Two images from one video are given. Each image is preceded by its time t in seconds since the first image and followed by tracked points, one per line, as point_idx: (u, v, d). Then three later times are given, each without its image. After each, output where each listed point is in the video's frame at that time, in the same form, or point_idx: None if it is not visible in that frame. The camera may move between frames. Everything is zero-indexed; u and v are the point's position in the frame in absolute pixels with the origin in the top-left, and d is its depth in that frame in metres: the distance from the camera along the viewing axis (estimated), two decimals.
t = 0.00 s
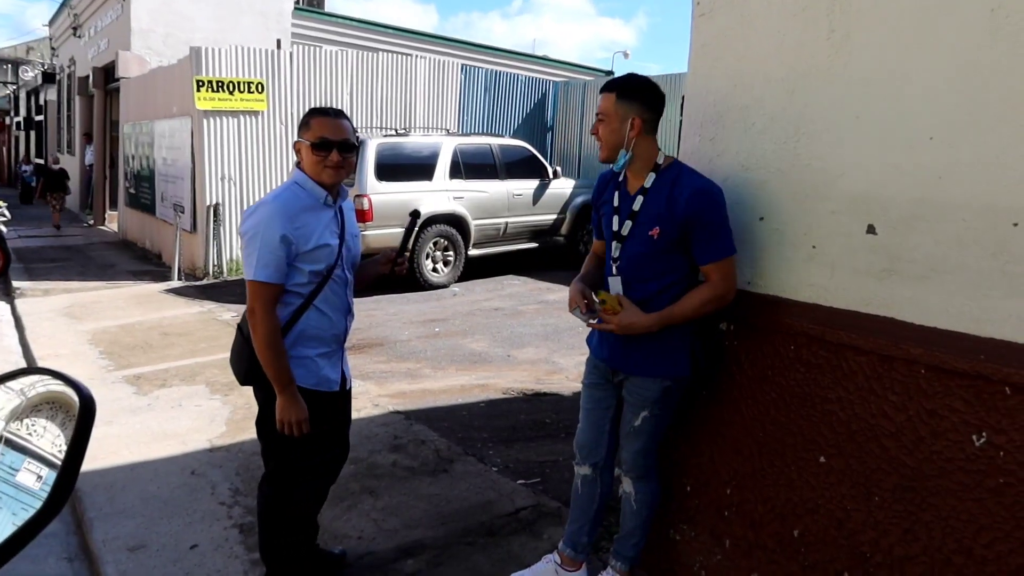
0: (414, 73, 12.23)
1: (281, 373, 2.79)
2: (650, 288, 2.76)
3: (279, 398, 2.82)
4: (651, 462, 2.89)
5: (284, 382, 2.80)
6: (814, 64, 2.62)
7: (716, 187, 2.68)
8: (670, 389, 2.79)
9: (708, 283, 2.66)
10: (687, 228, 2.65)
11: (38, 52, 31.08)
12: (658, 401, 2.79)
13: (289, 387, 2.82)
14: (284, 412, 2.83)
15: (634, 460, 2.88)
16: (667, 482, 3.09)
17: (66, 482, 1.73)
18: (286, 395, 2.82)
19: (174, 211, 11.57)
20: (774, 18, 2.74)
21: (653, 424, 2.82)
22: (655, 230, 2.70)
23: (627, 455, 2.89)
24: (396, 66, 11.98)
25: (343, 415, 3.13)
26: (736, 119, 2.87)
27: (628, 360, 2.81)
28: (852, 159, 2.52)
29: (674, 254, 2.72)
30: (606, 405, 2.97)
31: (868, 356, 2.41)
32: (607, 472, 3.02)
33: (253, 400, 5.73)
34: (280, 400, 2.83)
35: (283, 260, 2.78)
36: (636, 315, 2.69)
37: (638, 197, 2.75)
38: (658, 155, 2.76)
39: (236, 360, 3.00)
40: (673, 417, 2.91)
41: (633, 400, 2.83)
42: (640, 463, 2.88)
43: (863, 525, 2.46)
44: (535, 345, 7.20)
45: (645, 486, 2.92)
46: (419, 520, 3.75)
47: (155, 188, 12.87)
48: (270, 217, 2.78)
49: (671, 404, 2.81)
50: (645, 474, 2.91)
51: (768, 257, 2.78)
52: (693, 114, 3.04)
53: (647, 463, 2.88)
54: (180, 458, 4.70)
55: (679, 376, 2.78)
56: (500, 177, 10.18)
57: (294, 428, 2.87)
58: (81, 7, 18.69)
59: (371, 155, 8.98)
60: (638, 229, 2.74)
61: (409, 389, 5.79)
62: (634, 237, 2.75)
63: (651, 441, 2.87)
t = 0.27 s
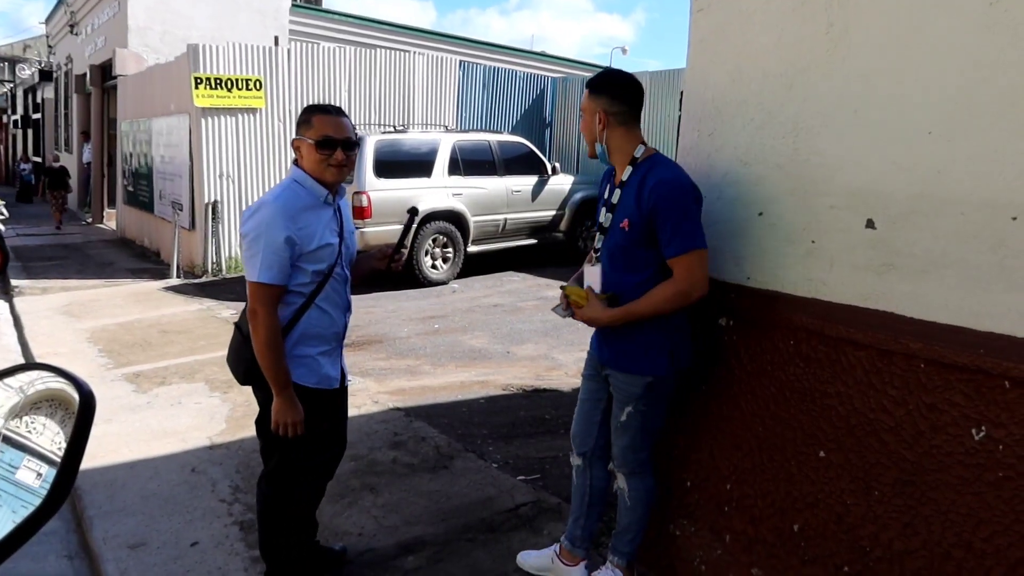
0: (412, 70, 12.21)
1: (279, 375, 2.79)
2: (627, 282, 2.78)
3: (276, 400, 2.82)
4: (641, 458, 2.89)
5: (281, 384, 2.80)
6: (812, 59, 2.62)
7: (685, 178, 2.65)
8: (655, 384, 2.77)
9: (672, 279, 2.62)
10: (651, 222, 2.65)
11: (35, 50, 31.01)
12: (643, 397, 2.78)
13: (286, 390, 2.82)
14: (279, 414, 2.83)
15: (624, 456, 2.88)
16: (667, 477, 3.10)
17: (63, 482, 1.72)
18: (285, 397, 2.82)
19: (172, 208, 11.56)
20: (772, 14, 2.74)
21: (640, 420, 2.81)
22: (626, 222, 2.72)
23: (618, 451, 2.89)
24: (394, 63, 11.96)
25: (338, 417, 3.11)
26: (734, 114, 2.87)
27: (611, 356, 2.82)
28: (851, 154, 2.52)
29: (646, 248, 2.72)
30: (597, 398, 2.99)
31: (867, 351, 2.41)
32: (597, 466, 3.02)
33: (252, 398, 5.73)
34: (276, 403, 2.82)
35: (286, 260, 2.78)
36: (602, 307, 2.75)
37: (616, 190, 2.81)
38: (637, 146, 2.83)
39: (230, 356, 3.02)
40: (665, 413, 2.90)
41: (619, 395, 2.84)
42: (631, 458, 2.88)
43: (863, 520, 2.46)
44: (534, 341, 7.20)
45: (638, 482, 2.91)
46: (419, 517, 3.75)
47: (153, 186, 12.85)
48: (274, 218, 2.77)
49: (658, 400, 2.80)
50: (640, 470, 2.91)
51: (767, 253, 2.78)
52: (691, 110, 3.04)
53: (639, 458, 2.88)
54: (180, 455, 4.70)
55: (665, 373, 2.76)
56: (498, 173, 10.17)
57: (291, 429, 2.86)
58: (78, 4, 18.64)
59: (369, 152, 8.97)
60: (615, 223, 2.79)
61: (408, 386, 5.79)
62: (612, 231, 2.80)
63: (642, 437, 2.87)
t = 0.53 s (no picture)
0: (410, 67, 12.19)
1: (304, 374, 2.79)
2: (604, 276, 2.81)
3: (303, 399, 2.84)
4: (629, 454, 2.88)
5: (309, 382, 2.82)
6: (810, 55, 2.61)
7: (638, 168, 2.64)
8: (633, 378, 2.78)
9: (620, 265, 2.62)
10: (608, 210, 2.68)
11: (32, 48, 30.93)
12: (620, 391, 2.79)
13: (314, 386, 2.83)
14: (307, 410, 2.85)
15: (609, 450, 2.88)
16: (665, 474, 3.10)
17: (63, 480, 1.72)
18: (312, 394, 2.83)
19: (170, 206, 11.53)
20: (770, 10, 2.73)
21: (619, 414, 2.82)
22: (597, 215, 2.78)
23: (603, 445, 2.89)
24: (392, 60, 11.95)
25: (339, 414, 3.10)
26: (733, 111, 2.87)
27: (595, 349, 2.81)
28: (849, 150, 2.51)
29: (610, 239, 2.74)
30: (588, 394, 2.99)
31: (866, 347, 2.41)
32: (592, 462, 3.03)
33: (250, 395, 5.72)
34: (303, 401, 2.84)
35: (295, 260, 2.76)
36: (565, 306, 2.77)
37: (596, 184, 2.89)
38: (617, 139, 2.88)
39: (227, 355, 3.02)
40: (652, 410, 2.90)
41: (599, 389, 2.85)
42: (616, 453, 2.88)
43: (861, 515, 2.46)
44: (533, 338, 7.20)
45: (630, 478, 2.91)
46: (417, 514, 3.75)
47: (150, 184, 12.83)
48: (276, 218, 2.75)
49: (636, 394, 2.80)
50: (631, 466, 2.91)
51: (765, 249, 2.78)
52: (690, 106, 3.03)
53: (627, 454, 2.88)
54: (178, 453, 4.69)
55: (640, 366, 2.76)
56: (496, 170, 10.17)
57: (320, 424, 2.89)
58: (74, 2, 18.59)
59: (367, 149, 8.96)
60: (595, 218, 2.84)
61: (407, 383, 5.79)
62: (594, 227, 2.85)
63: (626, 432, 2.86)
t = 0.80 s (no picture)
0: (409, 65, 12.18)
1: (317, 373, 2.80)
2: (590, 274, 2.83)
3: (318, 397, 2.85)
4: (624, 451, 2.89)
5: (322, 381, 2.83)
6: (810, 54, 2.61)
7: (609, 162, 2.66)
8: (620, 377, 2.77)
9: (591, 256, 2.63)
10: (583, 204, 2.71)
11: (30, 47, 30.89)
12: (607, 390, 2.79)
13: (328, 384, 2.85)
14: (324, 408, 2.86)
15: (603, 448, 2.89)
16: (665, 472, 3.10)
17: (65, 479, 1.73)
18: (327, 393, 2.85)
19: (169, 205, 11.53)
20: (770, 8, 2.73)
21: (608, 412, 2.82)
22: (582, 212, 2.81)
23: (596, 443, 2.90)
24: (391, 59, 11.94)
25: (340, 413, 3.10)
26: (732, 109, 2.87)
27: (584, 347, 2.80)
28: (849, 148, 2.51)
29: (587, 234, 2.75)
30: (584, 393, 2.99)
31: (865, 345, 2.41)
32: (590, 460, 3.04)
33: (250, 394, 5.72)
34: (319, 400, 2.86)
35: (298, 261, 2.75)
36: (548, 300, 2.77)
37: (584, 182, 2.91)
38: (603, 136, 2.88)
39: (226, 355, 3.02)
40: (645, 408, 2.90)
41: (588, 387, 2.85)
42: (610, 451, 2.88)
43: (861, 514, 2.46)
44: (532, 337, 7.20)
45: (627, 477, 2.91)
46: (418, 513, 3.76)
47: (149, 182, 12.83)
48: (278, 219, 2.74)
49: (624, 393, 2.80)
50: (628, 464, 2.91)
51: (764, 247, 2.78)
52: (690, 105, 3.03)
53: (622, 452, 2.88)
54: (178, 453, 4.69)
55: (624, 364, 2.76)
56: (496, 169, 10.16)
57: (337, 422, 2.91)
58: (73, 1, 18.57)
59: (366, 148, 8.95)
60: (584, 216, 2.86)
61: (407, 382, 5.79)
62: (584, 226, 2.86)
63: (618, 430, 2.86)
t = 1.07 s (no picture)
0: (411, 64, 12.18)
1: (305, 376, 2.80)
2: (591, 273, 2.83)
3: (303, 400, 2.85)
4: (628, 450, 2.89)
5: (310, 383, 2.82)
6: (813, 52, 2.61)
7: (610, 161, 2.66)
8: (624, 375, 2.77)
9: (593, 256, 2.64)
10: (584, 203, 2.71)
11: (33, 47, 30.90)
12: (611, 389, 2.79)
13: (315, 387, 2.84)
14: (307, 412, 2.85)
15: (607, 447, 2.89)
16: (668, 470, 3.11)
17: (73, 478, 1.75)
18: (313, 395, 2.84)
19: (172, 204, 11.54)
20: (772, 6, 2.73)
21: (613, 411, 2.82)
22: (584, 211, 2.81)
23: (601, 442, 2.90)
24: (393, 57, 11.94)
25: (342, 413, 3.10)
26: (734, 107, 2.87)
27: (587, 345, 2.81)
28: (851, 146, 2.51)
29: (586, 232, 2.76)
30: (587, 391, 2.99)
31: (868, 343, 2.41)
32: (592, 459, 3.04)
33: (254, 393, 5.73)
34: (304, 402, 2.85)
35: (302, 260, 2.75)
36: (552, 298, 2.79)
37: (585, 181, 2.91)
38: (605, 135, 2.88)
39: (229, 354, 3.02)
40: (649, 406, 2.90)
41: (592, 386, 2.85)
42: (614, 450, 2.88)
43: (864, 512, 2.47)
44: (535, 336, 7.20)
45: (631, 475, 2.91)
46: (420, 511, 3.76)
47: (152, 182, 12.84)
48: (286, 218, 2.74)
49: (628, 391, 2.80)
50: (632, 463, 2.91)
51: (767, 245, 2.79)
52: (692, 103, 3.03)
53: (625, 451, 2.88)
54: (182, 451, 4.70)
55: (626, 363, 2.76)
56: (498, 167, 10.16)
57: (317, 428, 2.89)
58: None
59: (368, 146, 8.95)
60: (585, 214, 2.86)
61: (410, 381, 5.79)
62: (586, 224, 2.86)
63: (622, 429, 2.86)
